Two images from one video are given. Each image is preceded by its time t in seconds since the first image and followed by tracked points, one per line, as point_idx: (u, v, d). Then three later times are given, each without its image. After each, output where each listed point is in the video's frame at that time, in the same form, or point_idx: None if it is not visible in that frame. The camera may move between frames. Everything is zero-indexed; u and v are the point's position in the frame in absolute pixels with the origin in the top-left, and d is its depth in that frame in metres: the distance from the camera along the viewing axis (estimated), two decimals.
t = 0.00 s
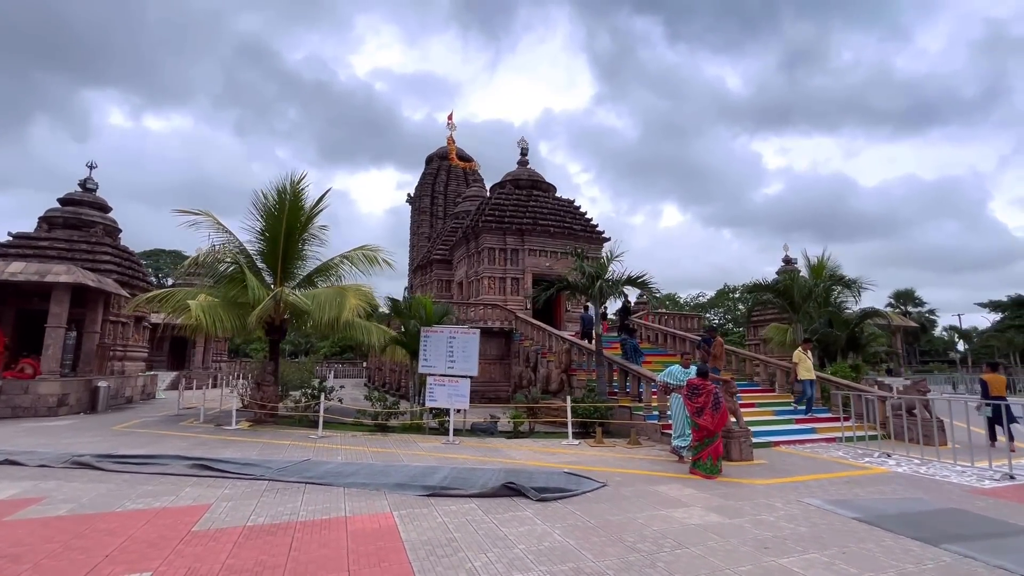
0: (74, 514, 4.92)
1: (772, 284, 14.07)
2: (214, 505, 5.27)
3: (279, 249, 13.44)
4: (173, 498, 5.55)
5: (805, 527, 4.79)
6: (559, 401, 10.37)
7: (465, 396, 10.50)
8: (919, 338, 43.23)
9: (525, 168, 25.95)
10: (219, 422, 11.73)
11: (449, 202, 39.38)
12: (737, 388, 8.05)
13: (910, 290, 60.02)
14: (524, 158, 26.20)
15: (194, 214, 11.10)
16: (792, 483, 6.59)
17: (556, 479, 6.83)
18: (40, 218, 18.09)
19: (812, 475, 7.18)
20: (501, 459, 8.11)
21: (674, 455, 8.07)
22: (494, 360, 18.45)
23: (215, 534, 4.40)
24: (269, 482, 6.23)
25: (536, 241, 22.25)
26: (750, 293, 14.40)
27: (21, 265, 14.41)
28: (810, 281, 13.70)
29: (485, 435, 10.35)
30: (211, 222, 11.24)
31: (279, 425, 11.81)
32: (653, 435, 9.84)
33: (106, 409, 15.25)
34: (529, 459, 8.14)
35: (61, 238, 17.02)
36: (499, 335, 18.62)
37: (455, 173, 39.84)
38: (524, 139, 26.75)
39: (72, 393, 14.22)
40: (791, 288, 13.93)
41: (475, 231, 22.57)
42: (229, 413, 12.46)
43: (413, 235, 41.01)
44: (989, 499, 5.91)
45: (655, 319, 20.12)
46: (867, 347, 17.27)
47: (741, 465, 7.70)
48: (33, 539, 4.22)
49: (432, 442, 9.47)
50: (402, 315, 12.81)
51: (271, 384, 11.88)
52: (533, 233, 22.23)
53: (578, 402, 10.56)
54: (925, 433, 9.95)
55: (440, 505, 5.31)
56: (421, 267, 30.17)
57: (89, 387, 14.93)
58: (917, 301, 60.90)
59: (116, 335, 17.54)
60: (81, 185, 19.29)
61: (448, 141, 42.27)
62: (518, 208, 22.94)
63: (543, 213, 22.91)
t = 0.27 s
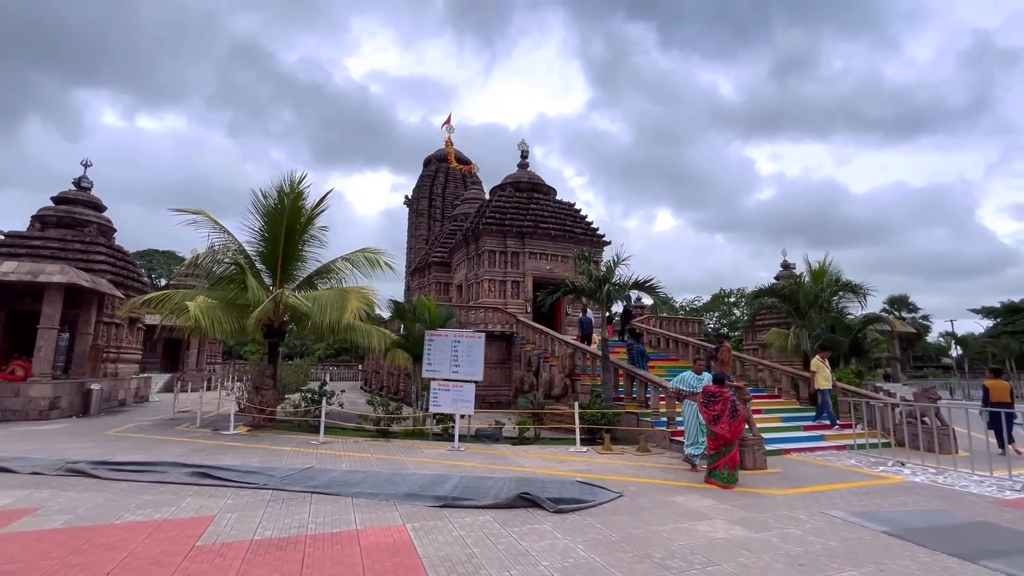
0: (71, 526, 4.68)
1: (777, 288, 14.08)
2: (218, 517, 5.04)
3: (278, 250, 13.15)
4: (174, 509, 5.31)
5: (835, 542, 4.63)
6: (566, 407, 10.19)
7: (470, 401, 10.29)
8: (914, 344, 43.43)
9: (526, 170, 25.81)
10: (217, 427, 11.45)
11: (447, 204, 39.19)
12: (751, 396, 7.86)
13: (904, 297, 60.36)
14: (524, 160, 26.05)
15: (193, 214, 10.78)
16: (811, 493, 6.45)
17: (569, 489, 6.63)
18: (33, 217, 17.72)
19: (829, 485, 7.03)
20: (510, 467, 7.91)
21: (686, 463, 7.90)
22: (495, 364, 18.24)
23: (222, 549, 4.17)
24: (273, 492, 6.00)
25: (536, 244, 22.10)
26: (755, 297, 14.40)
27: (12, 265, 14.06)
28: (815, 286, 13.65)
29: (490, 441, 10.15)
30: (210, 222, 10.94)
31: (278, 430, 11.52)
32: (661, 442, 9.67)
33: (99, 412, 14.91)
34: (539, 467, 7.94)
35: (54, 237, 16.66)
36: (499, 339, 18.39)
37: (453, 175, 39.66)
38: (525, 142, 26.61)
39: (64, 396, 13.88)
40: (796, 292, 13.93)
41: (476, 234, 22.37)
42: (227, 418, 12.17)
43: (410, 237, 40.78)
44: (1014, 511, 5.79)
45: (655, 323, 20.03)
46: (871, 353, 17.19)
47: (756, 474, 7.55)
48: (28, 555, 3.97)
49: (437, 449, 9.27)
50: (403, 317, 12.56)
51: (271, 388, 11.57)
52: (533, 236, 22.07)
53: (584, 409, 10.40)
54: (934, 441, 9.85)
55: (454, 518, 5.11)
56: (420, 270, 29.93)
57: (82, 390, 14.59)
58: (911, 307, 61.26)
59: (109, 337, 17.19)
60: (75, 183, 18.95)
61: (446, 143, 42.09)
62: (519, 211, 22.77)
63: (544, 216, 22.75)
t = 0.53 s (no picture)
0: (72, 534, 4.48)
1: (783, 291, 13.86)
2: (225, 523, 4.83)
3: (278, 250, 12.79)
4: (179, 514, 5.10)
5: (865, 550, 4.53)
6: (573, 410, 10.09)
7: (475, 403, 10.09)
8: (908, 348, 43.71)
9: (525, 172, 25.68)
10: (216, 429, 11.14)
11: (444, 205, 39.01)
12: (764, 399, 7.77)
13: (897, 301, 60.83)
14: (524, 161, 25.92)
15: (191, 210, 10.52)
16: (830, 499, 6.35)
17: (583, 494, 6.49)
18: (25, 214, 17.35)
19: (845, 490, 6.94)
20: (520, 471, 7.75)
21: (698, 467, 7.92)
22: (496, 366, 18.04)
23: (234, 558, 3.99)
24: (280, 497, 5.80)
25: (537, 246, 21.96)
26: (760, 299, 14.22)
27: (4, 262, 13.72)
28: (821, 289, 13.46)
29: (496, 444, 9.99)
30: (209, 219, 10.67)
31: (277, 432, 11.24)
32: (670, 446, 9.56)
33: (92, 414, 14.59)
34: (550, 472, 7.79)
35: (46, 235, 16.32)
36: (500, 340, 18.19)
37: (451, 176, 39.50)
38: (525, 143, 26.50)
39: (56, 397, 13.56)
40: (801, 295, 13.73)
41: (475, 235, 22.22)
42: (224, 420, 11.87)
43: (407, 238, 40.53)
44: None
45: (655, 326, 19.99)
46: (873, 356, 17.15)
47: (770, 479, 7.45)
48: (29, 565, 3.77)
49: (443, 452, 9.11)
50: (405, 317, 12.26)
51: (271, 388, 11.22)
52: (534, 238, 21.93)
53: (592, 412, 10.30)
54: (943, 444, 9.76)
55: (471, 524, 4.95)
56: (417, 271, 29.69)
57: (74, 391, 14.27)
58: (904, 311, 61.74)
59: (103, 337, 16.86)
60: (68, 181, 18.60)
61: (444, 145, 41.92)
62: (519, 212, 22.61)
63: (544, 218, 22.61)
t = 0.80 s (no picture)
0: (74, 545, 4.28)
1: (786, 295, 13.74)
2: (234, 534, 4.65)
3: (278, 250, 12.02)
4: (185, 524, 4.91)
5: (894, 559, 4.44)
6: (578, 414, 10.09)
7: (481, 407, 9.87)
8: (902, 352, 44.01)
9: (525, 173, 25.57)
10: (213, 433, 10.88)
11: (441, 207, 38.85)
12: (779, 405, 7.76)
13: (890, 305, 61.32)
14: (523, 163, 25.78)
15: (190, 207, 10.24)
16: (848, 506, 6.27)
17: (598, 501, 6.37)
18: (17, 213, 16.99)
19: (862, 496, 6.86)
20: (530, 478, 7.61)
21: (711, 474, 8.19)
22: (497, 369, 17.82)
23: (247, 572, 3.81)
24: (288, 505, 5.63)
25: (537, 248, 21.84)
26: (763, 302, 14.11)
27: None
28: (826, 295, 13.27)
29: (501, 449, 9.87)
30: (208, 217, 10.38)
31: (278, 437, 10.90)
32: (678, 451, 9.52)
33: (84, 417, 14.27)
34: (561, 479, 7.64)
35: (39, 234, 16.00)
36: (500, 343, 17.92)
37: (448, 178, 39.35)
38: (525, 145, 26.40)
39: (48, 400, 13.24)
40: (804, 299, 13.60)
41: (475, 237, 22.08)
42: (221, 423, 11.56)
43: (403, 240, 40.31)
44: None
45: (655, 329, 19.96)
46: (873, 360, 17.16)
47: (784, 485, 7.37)
48: None
49: (449, 457, 8.98)
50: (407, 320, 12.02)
51: (271, 392, 10.97)
52: (534, 240, 21.81)
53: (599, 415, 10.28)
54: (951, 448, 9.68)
55: (489, 533, 4.81)
56: (415, 272, 29.42)
57: (67, 394, 13.95)
58: (897, 315, 62.24)
59: (96, 338, 16.53)
60: (61, 179, 18.27)
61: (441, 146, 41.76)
62: (519, 214, 22.47)
63: (544, 220, 22.49)
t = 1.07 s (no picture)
0: (73, 555, 4.08)
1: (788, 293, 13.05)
2: (241, 542, 4.45)
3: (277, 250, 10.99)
4: (188, 532, 4.70)
5: (925, 566, 4.31)
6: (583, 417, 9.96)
7: (485, 410, 9.71)
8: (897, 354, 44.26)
9: (523, 175, 25.43)
10: (210, 437, 10.61)
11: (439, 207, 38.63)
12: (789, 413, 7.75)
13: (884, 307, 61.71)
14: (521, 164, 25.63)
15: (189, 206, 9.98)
16: (867, 509, 6.14)
17: (613, 506, 6.22)
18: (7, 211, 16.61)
19: (880, 500, 6.73)
20: (540, 482, 7.45)
21: (724, 477, 8.41)
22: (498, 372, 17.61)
23: None
24: (295, 512, 5.43)
25: (537, 249, 21.70)
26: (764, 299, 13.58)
27: None
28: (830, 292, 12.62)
29: (507, 452, 9.74)
30: (207, 217, 10.09)
31: (277, 440, 10.65)
32: (687, 454, 9.48)
33: (77, 421, 13.94)
34: (573, 484, 7.47)
35: (30, 234, 15.69)
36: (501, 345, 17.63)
37: (445, 179, 39.11)
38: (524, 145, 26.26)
39: (39, 403, 12.92)
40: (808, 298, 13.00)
41: (474, 238, 21.92)
42: (218, 427, 11.27)
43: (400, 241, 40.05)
44: None
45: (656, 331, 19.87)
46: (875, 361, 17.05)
47: (799, 488, 7.24)
48: None
49: (454, 461, 8.83)
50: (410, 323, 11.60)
51: (269, 394, 10.67)
52: (534, 241, 21.67)
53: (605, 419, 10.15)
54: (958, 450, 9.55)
55: (506, 541, 4.64)
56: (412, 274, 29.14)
57: (59, 396, 13.63)
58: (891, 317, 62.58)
59: (88, 340, 16.20)
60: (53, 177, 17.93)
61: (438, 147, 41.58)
62: (518, 215, 22.31)
63: (543, 221, 22.31)
